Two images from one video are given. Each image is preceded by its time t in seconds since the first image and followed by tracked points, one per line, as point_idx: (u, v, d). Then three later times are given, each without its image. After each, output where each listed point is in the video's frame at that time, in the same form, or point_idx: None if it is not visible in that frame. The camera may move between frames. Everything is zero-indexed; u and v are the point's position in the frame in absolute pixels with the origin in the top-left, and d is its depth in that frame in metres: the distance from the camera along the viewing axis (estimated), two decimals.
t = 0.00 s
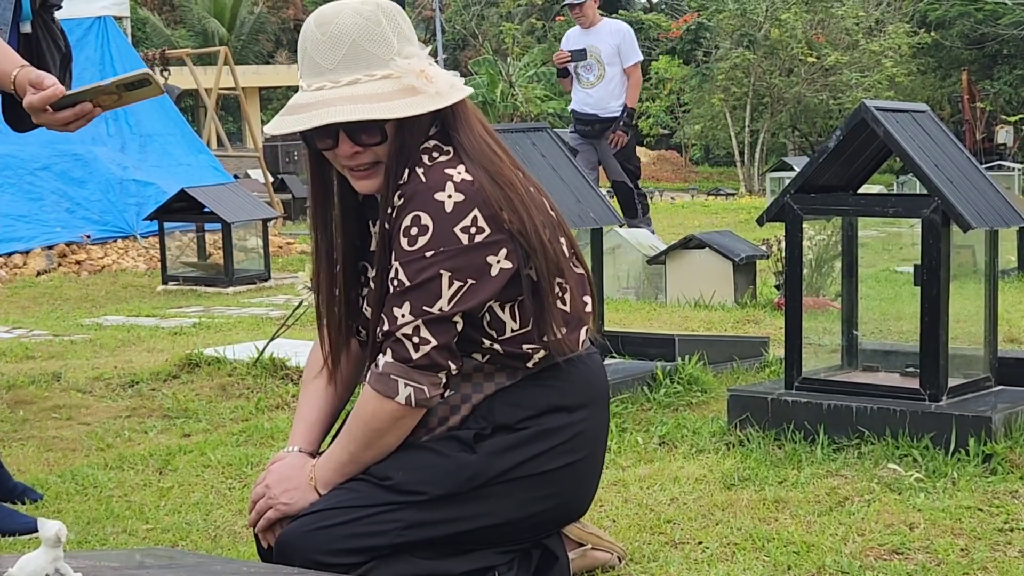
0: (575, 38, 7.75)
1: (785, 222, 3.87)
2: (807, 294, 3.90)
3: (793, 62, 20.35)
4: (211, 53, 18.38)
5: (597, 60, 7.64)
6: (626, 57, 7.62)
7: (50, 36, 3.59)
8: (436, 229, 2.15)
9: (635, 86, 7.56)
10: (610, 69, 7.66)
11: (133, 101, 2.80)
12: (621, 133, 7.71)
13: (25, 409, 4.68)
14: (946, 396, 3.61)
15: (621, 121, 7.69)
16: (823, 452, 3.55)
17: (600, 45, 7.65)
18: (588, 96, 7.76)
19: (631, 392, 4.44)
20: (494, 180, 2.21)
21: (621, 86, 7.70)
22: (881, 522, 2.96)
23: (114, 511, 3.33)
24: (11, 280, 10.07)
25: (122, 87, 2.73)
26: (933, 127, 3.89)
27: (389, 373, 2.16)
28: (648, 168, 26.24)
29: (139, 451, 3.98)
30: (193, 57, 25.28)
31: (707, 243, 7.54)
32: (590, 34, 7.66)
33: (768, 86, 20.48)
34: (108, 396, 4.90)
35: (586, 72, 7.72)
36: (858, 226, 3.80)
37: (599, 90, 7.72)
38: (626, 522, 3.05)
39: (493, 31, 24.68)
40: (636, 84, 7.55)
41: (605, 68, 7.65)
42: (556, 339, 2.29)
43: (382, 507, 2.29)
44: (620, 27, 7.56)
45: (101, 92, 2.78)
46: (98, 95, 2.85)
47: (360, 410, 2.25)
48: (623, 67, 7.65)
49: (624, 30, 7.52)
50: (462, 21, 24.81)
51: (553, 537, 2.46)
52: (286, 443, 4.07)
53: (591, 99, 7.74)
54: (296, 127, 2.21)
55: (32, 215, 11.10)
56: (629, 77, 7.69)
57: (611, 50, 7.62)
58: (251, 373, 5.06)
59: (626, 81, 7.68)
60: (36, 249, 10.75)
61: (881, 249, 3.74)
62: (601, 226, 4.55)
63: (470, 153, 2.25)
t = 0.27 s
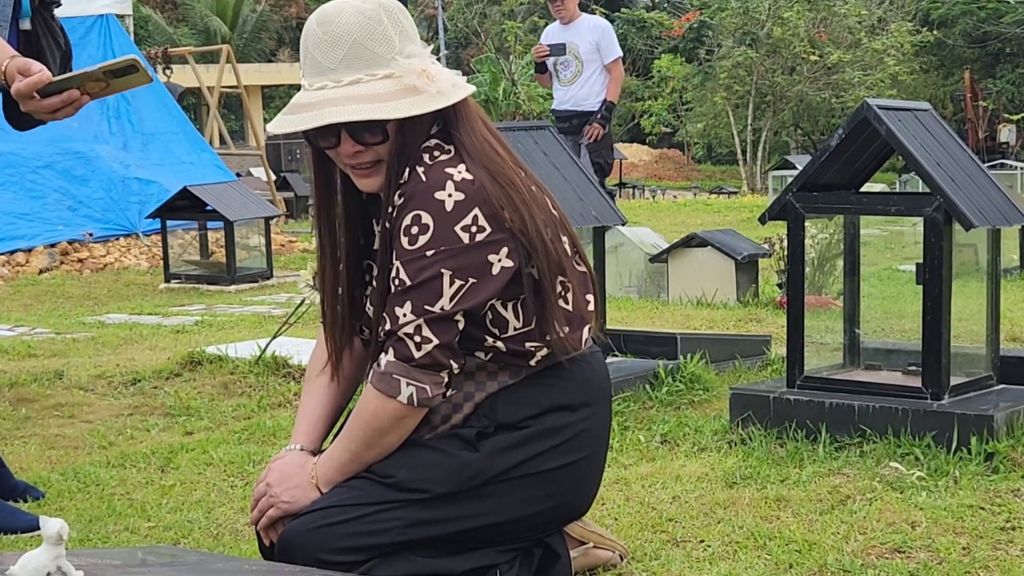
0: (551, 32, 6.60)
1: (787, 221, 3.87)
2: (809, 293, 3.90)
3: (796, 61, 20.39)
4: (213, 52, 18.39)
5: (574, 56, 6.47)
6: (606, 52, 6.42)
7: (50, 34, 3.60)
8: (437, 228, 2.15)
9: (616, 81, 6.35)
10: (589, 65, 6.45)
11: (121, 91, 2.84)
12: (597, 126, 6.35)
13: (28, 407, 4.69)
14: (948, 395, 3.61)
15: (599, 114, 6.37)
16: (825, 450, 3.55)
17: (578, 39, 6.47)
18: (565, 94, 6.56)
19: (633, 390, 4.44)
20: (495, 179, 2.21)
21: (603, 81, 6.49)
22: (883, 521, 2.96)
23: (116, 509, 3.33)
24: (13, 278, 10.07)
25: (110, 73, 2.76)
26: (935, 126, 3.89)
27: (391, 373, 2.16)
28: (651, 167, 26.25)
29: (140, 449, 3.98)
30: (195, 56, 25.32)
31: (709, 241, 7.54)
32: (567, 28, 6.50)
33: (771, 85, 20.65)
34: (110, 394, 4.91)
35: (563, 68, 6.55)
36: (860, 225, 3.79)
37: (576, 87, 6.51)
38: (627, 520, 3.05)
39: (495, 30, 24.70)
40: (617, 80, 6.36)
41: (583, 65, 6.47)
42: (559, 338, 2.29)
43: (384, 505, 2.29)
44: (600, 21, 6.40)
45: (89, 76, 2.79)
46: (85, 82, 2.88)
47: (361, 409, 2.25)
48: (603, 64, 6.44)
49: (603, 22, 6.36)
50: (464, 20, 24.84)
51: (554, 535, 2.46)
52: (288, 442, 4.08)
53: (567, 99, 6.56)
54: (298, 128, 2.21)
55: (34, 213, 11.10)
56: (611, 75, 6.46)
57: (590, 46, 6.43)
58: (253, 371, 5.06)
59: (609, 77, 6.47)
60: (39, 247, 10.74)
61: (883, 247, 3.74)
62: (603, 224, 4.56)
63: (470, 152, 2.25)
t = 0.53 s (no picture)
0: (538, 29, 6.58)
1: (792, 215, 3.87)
2: (815, 287, 3.88)
3: (801, 55, 20.37)
4: (219, 46, 18.39)
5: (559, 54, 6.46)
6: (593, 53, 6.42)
7: (53, 26, 3.59)
8: (450, 221, 2.15)
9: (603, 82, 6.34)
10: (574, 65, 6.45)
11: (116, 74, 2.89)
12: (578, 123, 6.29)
13: (33, 400, 4.69)
14: (953, 389, 3.60)
15: (581, 113, 6.34)
16: (830, 445, 3.55)
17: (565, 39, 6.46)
18: (549, 93, 6.55)
19: (638, 384, 4.44)
20: (502, 172, 2.21)
21: (587, 84, 6.48)
22: (888, 515, 2.96)
23: (121, 501, 3.33)
24: (19, 271, 10.09)
25: (104, 55, 2.82)
26: (941, 120, 3.88)
27: (413, 367, 2.16)
28: (656, 161, 26.23)
29: (146, 442, 3.99)
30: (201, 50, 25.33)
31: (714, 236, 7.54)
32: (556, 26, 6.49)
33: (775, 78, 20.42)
34: (116, 387, 4.91)
35: (548, 68, 6.53)
36: (865, 219, 3.80)
37: (560, 88, 6.49)
38: (632, 513, 3.05)
39: (501, 24, 24.68)
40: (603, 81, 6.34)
41: (568, 65, 6.46)
42: (565, 331, 2.30)
43: (389, 498, 2.30)
44: (588, 21, 6.42)
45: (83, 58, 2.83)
46: (80, 65, 2.90)
47: (374, 402, 2.23)
48: (590, 65, 6.43)
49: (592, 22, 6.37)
50: (470, 13, 24.83)
51: (559, 528, 2.47)
52: (294, 435, 4.08)
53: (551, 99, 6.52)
54: (290, 142, 2.22)
55: (40, 206, 11.10)
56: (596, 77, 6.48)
57: (577, 47, 6.43)
58: (258, 364, 5.07)
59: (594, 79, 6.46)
60: (44, 240, 10.74)
61: (888, 242, 3.75)
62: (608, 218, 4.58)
63: (475, 147, 2.24)
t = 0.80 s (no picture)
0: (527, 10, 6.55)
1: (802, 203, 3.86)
2: (823, 276, 3.88)
3: (810, 43, 20.33)
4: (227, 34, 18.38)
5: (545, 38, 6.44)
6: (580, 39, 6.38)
7: (59, 14, 3.50)
8: (468, 198, 2.11)
9: (588, 71, 6.29)
10: (560, 50, 6.44)
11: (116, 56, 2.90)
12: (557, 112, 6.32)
13: (43, 386, 4.71)
14: (963, 377, 3.60)
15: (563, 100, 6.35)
16: (839, 433, 3.55)
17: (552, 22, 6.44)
18: (532, 76, 6.55)
19: (647, 372, 4.44)
20: (509, 155, 2.19)
21: (572, 69, 6.47)
22: (897, 503, 2.96)
23: (131, 488, 3.34)
24: (29, 259, 10.11)
25: (103, 37, 2.83)
26: (950, 108, 3.87)
27: (451, 344, 2.09)
28: (665, 149, 26.19)
29: (155, 429, 4.00)
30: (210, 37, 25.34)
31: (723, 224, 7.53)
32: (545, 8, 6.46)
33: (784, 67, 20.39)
34: (125, 374, 4.93)
35: (533, 50, 6.51)
36: (875, 208, 3.77)
37: (543, 71, 6.48)
38: (641, 501, 3.05)
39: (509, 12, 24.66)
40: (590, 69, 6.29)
41: (553, 49, 6.44)
42: (568, 316, 2.31)
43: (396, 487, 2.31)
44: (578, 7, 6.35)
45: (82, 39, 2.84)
46: (79, 46, 2.91)
47: (402, 380, 2.12)
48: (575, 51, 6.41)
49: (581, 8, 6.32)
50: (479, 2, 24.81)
51: (568, 515, 2.48)
52: (303, 422, 4.09)
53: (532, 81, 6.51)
54: (286, 136, 2.19)
55: (48, 193, 11.10)
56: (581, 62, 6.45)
57: (563, 32, 6.41)
58: (267, 352, 5.08)
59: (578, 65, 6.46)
60: (54, 227, 10.74)
61: (898, 231, 3.73)
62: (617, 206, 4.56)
63: (479, 132, 2.22)
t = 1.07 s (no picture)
0: None
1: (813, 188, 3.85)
2: (834, 262, 3.89)
3: (821, 29, 20.30)
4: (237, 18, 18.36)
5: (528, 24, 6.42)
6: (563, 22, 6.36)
7: None
8: (470, 189, 2.11)
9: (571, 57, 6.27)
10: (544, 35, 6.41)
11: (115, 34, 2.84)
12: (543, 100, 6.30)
13: (55, 369, 4.73)
14: (974, 363, 3.59)
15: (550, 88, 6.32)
16: (849, 418, 3.55)
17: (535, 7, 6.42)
18: (520, 64, 6.54)
19: (656, 357, 4.44)
20: (517, 145, 2.18)
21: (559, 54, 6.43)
22: (907, 488, 2.96)
23: (141, 471, 3.35)
24: (39, 243, 10.12)
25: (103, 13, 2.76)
26: (963, 92, 3.85)
27: (415, 329, 2.06)
28: (674, 135, 26.14)
29: (166, 412, 4.01)
30: (220, 22, 25.33)
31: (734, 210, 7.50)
32: None
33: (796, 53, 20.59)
34: (136, 357, 4.94)
35: (519, 37, 6.50)
36: (885, 193, 3.78)
37: (530, 58, 6.46)
38: (650, 485, 3.06)
39: None
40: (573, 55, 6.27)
41: (537, 36, 6.42)
42: (580, 300, 2.31)
43: (405, 469, 2.31)
44: None
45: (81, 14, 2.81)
46: (80, 23, 2.87)
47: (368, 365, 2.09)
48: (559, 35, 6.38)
49: None
50: None
51: (578, 498, 2.48)
52: (313, 405, 4.10)
53: (521, 69, 6.49)
54: (299, 131, 2.18)
55: (59, 177, 11.11)
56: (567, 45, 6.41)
57: (546, 17, 6.38)
58: (277, 336, 5.09)
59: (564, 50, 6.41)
60: (64, 211, 10.76)
61: (909, 217, 3.73)
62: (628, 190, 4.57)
63: (487, 118, 2.20)
